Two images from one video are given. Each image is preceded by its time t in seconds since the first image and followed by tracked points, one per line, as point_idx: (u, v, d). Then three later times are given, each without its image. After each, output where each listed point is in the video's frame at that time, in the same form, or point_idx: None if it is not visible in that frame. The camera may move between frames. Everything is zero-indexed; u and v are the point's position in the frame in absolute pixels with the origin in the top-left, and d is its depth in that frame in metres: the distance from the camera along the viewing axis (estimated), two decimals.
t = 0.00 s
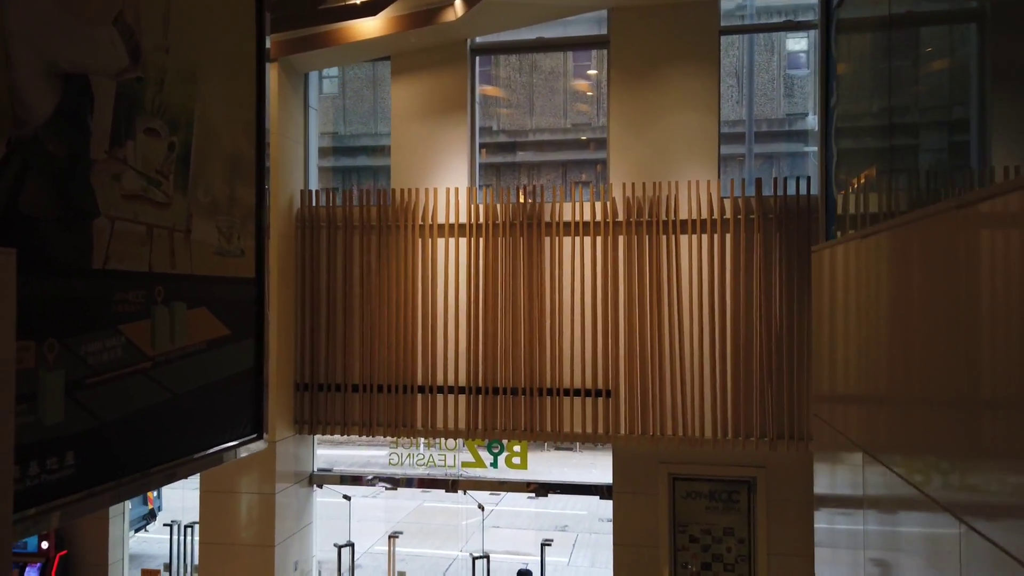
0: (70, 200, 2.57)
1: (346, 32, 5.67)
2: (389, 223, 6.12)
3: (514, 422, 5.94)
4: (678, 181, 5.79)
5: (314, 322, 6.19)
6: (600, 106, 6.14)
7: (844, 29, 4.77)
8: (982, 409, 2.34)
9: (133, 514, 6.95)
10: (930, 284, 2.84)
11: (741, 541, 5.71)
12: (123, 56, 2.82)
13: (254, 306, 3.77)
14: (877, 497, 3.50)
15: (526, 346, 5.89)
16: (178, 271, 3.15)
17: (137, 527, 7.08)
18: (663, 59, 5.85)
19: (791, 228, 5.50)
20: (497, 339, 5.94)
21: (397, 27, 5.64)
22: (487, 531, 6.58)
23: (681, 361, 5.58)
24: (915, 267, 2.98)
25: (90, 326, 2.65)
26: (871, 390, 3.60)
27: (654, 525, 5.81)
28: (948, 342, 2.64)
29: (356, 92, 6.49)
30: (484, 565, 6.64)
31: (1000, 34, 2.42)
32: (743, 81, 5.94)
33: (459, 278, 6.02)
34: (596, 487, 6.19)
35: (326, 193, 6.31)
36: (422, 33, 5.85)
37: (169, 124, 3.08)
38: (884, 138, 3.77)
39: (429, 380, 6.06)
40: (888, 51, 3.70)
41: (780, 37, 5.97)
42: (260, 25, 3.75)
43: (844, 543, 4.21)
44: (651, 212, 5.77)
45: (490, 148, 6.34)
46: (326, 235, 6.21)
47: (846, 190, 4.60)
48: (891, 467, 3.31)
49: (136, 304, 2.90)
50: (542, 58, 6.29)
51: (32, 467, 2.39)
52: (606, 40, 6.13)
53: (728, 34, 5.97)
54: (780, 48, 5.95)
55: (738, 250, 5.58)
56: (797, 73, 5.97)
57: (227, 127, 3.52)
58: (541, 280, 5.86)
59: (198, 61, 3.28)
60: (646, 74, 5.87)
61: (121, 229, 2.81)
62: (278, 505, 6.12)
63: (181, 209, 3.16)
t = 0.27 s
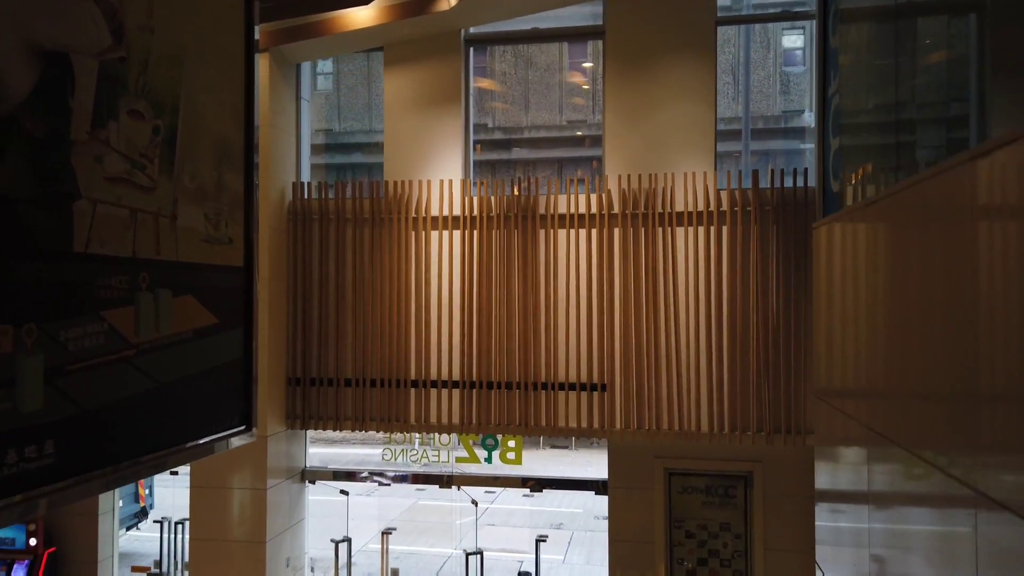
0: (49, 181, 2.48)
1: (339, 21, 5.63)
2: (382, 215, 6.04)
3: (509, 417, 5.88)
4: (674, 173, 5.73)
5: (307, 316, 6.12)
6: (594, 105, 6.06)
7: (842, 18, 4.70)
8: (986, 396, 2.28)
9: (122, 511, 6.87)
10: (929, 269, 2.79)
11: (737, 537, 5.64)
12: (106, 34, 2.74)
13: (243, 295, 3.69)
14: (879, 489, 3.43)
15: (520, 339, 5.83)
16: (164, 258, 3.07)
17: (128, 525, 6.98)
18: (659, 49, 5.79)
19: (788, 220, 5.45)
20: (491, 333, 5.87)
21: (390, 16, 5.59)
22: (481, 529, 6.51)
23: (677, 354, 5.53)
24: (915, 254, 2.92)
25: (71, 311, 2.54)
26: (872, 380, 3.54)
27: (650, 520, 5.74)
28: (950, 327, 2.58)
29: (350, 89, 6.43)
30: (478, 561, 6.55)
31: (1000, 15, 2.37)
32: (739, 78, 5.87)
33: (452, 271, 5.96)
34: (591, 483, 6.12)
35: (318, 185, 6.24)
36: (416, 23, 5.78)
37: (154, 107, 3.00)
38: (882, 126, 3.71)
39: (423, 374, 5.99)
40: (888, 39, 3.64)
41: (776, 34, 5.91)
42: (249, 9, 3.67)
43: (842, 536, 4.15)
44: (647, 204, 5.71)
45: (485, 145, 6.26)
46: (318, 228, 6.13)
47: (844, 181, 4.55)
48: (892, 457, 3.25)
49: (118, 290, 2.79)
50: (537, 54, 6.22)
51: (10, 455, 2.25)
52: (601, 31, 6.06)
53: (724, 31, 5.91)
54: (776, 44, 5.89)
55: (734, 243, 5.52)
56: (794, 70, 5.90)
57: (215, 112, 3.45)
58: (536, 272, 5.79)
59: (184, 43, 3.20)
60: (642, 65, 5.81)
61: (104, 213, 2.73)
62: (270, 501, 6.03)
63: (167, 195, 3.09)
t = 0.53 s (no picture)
0: (28, 161, 2.43)
1: (332, 10, 5.57)
2: (375, 207, 5.97)
3: (503, 411, 5.82)
4: (671, 165, 5.67)
5: (299, 309, 6.04)
6: (591, 103, 6.01)
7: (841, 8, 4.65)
8: (987, 379, 2.23)
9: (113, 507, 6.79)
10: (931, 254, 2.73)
11: (734, 532, 5.58)
12: (88, 13, 2.68)
13: (231, 284, 3.62)
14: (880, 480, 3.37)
15: (515, 332, 5.77)
16: (149, 243, 3.01)
17: (120, 523, 6.92)
18: (655, 40, 5.73)
19: (786, 212, 5.39)
20: (486, 326, 5.81)
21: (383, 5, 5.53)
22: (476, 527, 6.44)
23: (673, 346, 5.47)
24: (916, 241, 2.86)
25: (51, 296, 2.52)
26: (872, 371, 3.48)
27: (646, 516, 5.68)
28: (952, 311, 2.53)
29: (346, 85, 6.34)
30: (474, 557, 6.46)
31: None
32: (736, 76, 5.82)
33: (447, 264, 5.89)
34: (586, 477, 6.06)
35: (311, 177, 6.17)
36: (409, 12, 5.71)
37: (138, 88, 2.94)
38: (880, 113, 3.66)
39: (417, 368, 5.92)
40: (887, 25, 3.59)
41: (773, 31, 5.86)
42: None
43: (841, 530, 4.09)
44: (643, 196, 5.65)
45: (481, 142, 6.19)
46: (310, 220, 6.06)
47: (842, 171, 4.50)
48: (893, 449, 3.19)
49: (102, 276, 2.75)
50: (533, 50, 6.16)
51: None
52: (597, 22, 6.01)
53: (721, 29, 5.87)
54: (772, 42, 5.84)
55: (732, 235, 5.47)
56: (791, 67, 5.85)
57: (202, 96, 3.38)
58: (531, 265, 5.73)
59: (170, 24, 3.14)
60: (638, 56, 5.75)
61: (86, 196, 2.68)
62: (262, 497, 5.94)
63: (151, 179, 3.02)
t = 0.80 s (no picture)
0: (4, 141, 2.36)
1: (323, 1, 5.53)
2: (369, 200, 5.90)
3: (498, 406, 5.76)
4: (668, 156, 5.61)
5: (291, 303, 5.97)
6: (586, 100, 5.94)
7: None
8: (989, 363, 2.18)
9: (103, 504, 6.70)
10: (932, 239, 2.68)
11: (731, 528, 5.52)
12: None
13: (219, 273, 3.54)
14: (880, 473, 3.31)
15: (510, 326, 5.70)
16: (133, 229, 2.93)
17: (111, 521, 6.78)
18: (652, 31, 5.67)
19: (784, 203, 5.34)
20: (481, 320, 5.74)
21: None
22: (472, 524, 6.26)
23: (670, 340, 5.41)
24: (916, 227, 2.81)
25: (29, 280, 2.45)
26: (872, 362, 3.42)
27: (642, 511, 5.63)
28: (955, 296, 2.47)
29: (341, 83, 6.28)
30: (473, 553, 6.30)
31: None
32: (732, 72, 5.76)
33: (440, 257, 5.82)
34: (582, 473, 5.90)
35: (303, 169, 6.09)
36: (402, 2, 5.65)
37: (122, 70, 2.87)
38: (878, 100, 3.61)
39: (410, 362, 5.85)
40: (886, 11, 3.54)
41: (769, 28, 5.79)
42: None
43: (840, 524, 4.04)
44: (639, 188, 5.59)
45: (476, 139, 6.11)
46: (303, 212, 5.98)
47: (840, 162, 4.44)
48: (893, 440, 3.13)
49: (83, 261, 2.68)
50: (529, 49, 6.10)
51: None
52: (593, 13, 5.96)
53: (718, 25, 5.82)
54: (769, 38, 5.76)
55: (728, 226, 5.41)
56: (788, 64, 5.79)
57: (189, 81, 3.31)
58: (526, 257, 5.67)
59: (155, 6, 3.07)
60: (634, 46, 5.70)
61: (66, 178, 2.60)
62: (253, 493, 5.85)
63: (135, 162, 2.95)
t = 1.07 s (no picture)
0: None
1: None
2: (364, 191, 5.82)
3: (495, 400, 5.68)
4: (667, 147, 5.53)
5: (285, 296, 5.89)
6: (585, 95, 5.86)
7: None
8: (999, 347, 2.11)
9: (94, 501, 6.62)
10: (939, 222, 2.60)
11: (731, 524, 5.44)
12: None
13: (208, 260, 3.46)
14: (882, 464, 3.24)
15: (507, 319, 5.63)
16: (118, 213, 2.86)
17: (106, 519, 6.73)
18: (650, 20, 5.59)
19: (785, 194, 5.27)
20: (477, 313, 5.67)
21: None
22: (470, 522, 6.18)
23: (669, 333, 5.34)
24: (921, 210, 2.74)
25: (9, 263, 2.37)
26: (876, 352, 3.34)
27: (640, 507, 5.55)
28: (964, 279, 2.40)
29: (338, 80, 6.23)
30: (474, 551, 6.18)
31: None
32: (732, 68, 5.72)
33: (436, 249, 5.75)
34: (582, 469, 5.82)
35: (298, 160, 6.02)
36: None
37: (107, 49, 2.79)
38: (879, 85, 3.54)
39: (406, 356, 5.78)
40: None
41: (768, 24, 5.74)
42: None
43: (841, 518, 3.97)
44: (638, 179, 5.51)
45: (475, 137, 6.03)
46: (297, 204, 5.90)
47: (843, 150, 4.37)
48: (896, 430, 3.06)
49: (66, 244, 2.60)
50: (526, 45, 6.03)
51: None
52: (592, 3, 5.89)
53: (717, 21, 5.79)
54: (767, 34, 5.71)
55: (728, 217, 5.34)
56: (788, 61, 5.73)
57: (177, 63, 3.23)
58: (523, 249, 5.59)
59: None
60: (633, 36, 5.62)
61: (48, 158, 2.53)
62: (247, 489, 5.77)
63: (121, 145, 2.87)
